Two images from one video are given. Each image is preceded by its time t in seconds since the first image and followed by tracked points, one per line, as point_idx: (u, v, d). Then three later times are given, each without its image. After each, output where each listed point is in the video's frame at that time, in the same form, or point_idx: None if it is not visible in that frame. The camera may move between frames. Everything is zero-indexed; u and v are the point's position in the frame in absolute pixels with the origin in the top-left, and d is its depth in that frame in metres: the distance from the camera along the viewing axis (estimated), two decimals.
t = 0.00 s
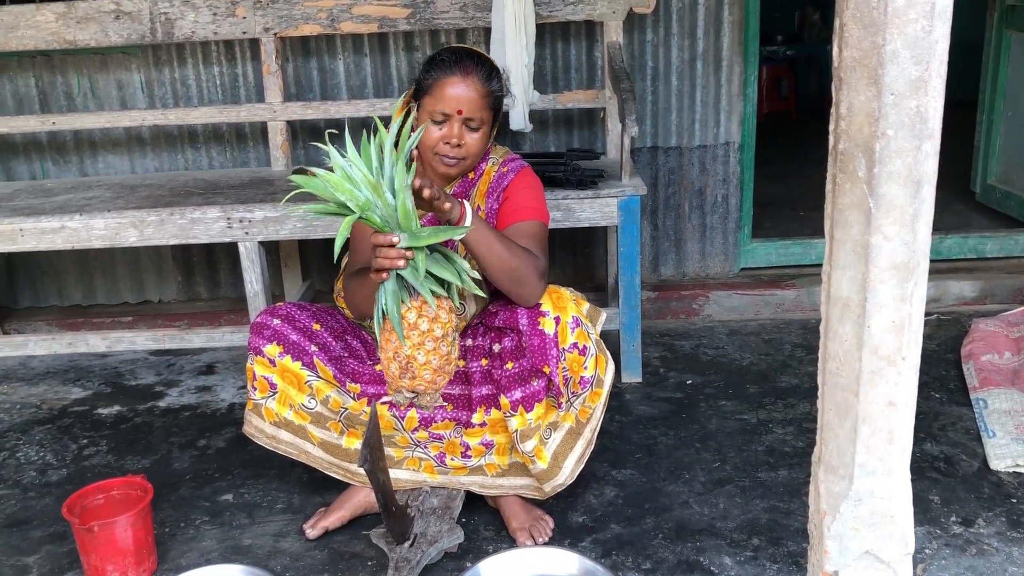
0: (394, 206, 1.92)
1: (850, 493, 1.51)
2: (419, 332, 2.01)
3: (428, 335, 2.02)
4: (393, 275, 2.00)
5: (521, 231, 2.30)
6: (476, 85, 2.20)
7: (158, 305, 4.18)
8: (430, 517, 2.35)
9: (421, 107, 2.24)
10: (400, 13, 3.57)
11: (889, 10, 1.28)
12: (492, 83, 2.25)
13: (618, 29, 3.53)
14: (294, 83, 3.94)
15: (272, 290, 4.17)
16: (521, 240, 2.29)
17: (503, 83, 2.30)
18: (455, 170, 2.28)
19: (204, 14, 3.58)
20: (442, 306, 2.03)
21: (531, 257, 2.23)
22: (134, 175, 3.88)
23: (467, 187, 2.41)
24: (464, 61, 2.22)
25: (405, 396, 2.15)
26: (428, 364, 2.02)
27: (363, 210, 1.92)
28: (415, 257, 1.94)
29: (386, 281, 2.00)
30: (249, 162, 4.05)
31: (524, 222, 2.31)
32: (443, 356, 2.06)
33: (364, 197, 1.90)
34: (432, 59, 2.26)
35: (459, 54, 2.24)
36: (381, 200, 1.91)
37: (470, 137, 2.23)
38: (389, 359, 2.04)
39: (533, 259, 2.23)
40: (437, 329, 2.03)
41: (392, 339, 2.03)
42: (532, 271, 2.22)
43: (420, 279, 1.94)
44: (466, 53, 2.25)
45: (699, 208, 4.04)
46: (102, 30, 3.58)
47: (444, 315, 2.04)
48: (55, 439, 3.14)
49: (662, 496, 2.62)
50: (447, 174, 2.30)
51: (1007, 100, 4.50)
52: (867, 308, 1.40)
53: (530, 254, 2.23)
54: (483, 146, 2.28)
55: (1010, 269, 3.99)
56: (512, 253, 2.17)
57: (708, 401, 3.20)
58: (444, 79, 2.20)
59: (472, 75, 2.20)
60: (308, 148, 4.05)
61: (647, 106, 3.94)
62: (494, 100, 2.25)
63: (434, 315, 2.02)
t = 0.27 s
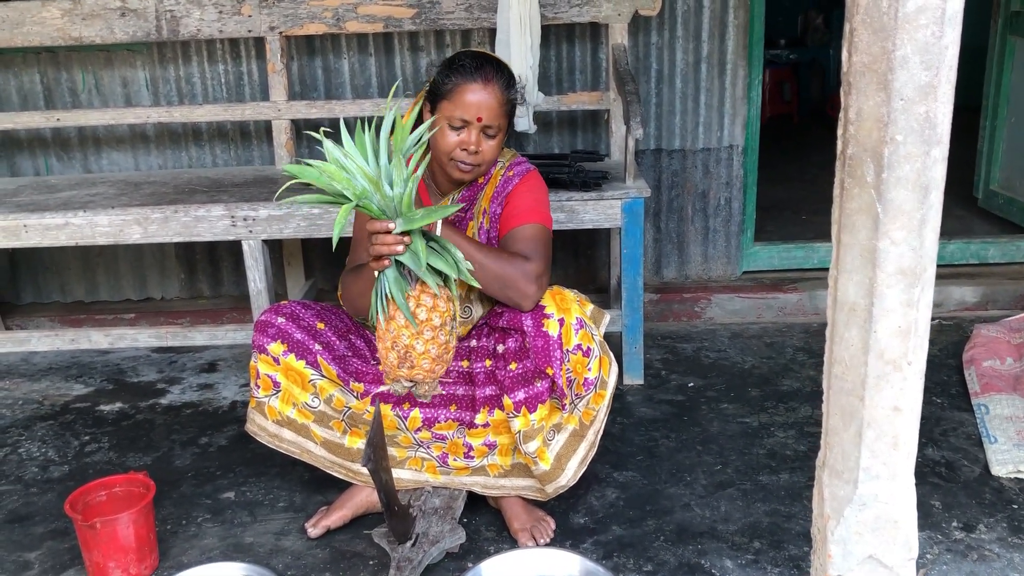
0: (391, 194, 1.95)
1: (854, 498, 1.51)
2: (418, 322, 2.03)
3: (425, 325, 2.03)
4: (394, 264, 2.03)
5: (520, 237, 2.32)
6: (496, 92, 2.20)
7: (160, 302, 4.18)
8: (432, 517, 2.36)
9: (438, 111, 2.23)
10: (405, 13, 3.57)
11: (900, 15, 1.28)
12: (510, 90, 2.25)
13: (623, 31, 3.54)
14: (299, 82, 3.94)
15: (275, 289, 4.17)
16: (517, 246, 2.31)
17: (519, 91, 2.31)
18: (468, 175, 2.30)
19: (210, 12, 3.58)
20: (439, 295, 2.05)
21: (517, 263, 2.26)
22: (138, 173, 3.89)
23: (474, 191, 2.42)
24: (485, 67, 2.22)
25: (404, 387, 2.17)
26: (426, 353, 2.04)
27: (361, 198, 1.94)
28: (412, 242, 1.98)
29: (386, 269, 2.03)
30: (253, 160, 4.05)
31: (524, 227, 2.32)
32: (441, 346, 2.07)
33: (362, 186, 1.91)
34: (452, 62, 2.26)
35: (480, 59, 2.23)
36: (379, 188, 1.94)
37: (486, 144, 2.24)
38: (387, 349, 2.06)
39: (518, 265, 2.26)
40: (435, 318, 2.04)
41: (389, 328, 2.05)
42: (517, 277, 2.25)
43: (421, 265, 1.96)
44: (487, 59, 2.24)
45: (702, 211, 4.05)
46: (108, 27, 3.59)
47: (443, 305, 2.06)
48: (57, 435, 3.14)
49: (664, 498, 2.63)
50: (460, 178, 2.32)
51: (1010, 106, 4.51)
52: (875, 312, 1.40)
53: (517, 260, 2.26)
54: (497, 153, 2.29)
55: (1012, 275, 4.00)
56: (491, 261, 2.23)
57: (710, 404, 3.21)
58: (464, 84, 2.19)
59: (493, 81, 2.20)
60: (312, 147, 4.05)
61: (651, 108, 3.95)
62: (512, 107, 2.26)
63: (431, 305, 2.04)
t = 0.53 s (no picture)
0: (378, 161, 1.94)
1: (858, 500, 1.50)
2: (408, 293, 2.04)
3: (416, 295, 2.04)
4: (383, 232, 2.02)
5: (521, 238, 2.30)
6: (501, 95, 2.18)
7: (159, 301, 4.17)
8: (432, 518, 2.35)
9: (442, 111, 2.22)
10: (407, 11, 3.56)
11: (908, 15, 1.27)
12: (515, 91, 2.23)
13: (626, 31, 3.53)
14: (300, 80, 3.93)
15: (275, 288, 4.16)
16: (518, 248, 2.29)
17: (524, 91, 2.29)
18: (471, 176, 2.29)
19: (211, 10, 3.57)
20: (429, 263, 2.05)
21: (515, 266, 2.23)
22: (138, 170, 3.87)
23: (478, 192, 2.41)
24: (490, 68, 2.20)
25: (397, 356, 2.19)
26: (418, 324, 2.06)
27: (347, 166, 1.93)
28: (400, 208, 1.97)
29: (375, 238, 2.02)
30: (254, 158, 4.04)
31: (525, 228, 2.30)
32: (433, 315, 2.09)
33: (348, 152, 1.90)
34: (457, 62, 2.23)
35: (486, 60, 2.21)
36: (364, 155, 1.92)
37: (490, 146, 2.23)
38: (379, 320, 2.09)
39: (516, 267, 2.23)
40: (426, 287, 2.05)
41: (380, 300, 2.06)
42: (515, 280, 2.23)
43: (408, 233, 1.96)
44: (492, 60, 2.22)
45: (704, 212, 4.04)
46: (108, 23, 3.58)
47: (433, 273, 2.06)
48: (55, 433, 3.13)
49: (664, 500, 2.62)
50: (463, 178, 2.31)
51: (1013, 108, 4.50)
52: (881, 313, 1.39)
53: (515, 262, 2.24)
54: (501, 154, 2.28)
55: (1013, 278, 3.99)
56: (488, 264, 2.21)
57: (711, 406, 3.19)
58: (469, 86, 2.17)
59: (497, 83, 2.19)
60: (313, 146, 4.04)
61: (653, 109, 3.94)
62: (516, 109, 2.24)
63: (422, 274, 2.04)
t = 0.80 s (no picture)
0: (358, 138, 1.94)
1: (858, 500, 1.51)
2: (392, 271, 2.02)
3: (400, 273, 2.03)
4: (365, 210, 2.00)
5: (522, 239, 2.30)
6: (499, 97, 2.19)
7: (160, 303, 4.17)
8: (433, 519, 2.35)
9: (440, 113, 2.23)
10: (406, 13, 3.57)
11: (906, 14, 1.28)
12: (513, 93, 2.23)
13: (625, 32, 3.53)
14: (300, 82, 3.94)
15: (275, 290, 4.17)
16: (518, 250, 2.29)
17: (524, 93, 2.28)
18: (469, 177, 2.30)
19: (210, 12, 3.57)
20: (413, 241, 2.03)
21: (517, 266, 2.24)
22: (138, 173, 3.88)
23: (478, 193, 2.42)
24: (488, 70, 2.20)
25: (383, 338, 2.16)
26: (402, 302, 2.04)
27: (328, 145, 1.93)
28: (382, 184, 1.95)
29: (357, 216, 2.01)
30: (254, 160, 4.05)
31: (526, 229, 2.30)
32: (417, 294, 2.07)
33: (328, 131, 1.90)
34: (456, 63, 2.24)
35: (484, 62, 2.22)
36: (344, 134, 1.92)
37: (487, 148, 2.24)
38: (363, 300, 2.07)
39: (518, 267, 2.24)
40: (410, 265, 2.03)
41: (364, 279, 2.04)
42: (517, 281, 2.24)
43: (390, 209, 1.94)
44: (492, 62, 2.23)
45: (703, 212, 4.04)
46: (108, 27, 3.58)
47: (417, 251, 2.05)
48: (56, 436, 3.13)
49: (665, 500, 2.62)
50: (461, 179, 2.32)
51: (1011, 108, 4.51)
52: (880, 313, 1.40)
53: (516, 263, 2.24)
54: (499, 156, 2.29)
55: (1012, 277, 3.99)
56: (490, 265, 2.22)
57: (711, 406, 3.20)
58: (467, 87, 2.18)
59: (495, 85, 2.19)
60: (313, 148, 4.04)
61: (652, 109, 3.94)
62: (515, 111, 2.25)
63: (405, 252, 2.03)
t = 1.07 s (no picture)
0: (349, 144, 1.93)
1: (857, 502, 1.50)
2: (380, 277, 2.01)
3: (388, 280, 2.02)
4: (355, 214, 2.00)
5: (516, 241, 2.30)
6: (490, 97, 2.19)
7: (158, 311, 4.17)
8: (434, 524, 2.35)
9: (432, 115, 2.24)
10: (400, 18, 3.56)
11: (898, 15, 1.27)
12: (504, 94, 2.23)
13: (619, 34, 3.53)
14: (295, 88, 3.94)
15: (273, 296, 4.16)
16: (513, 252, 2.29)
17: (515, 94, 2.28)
18: (461, 179, 2.29)
19: (204, 20, 3.57)
20: (401, 248, 2.03)
21: (512, 267, 2.24)
22: (134, 181, 3.87)
23: (471, 196, 2.41)
24: (479, 71, 2.21)
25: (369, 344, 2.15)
26: (389, 308, 2.03)
27: (318, 150, 1.92)
28: (371, 190, 1.95)
29: (347, 220, 2.00)
30: (250, 167, 4.05)
31: (521, 231, 2.31)
32: (405, 300, 2.06)
33: (319, 135, 1.90)
34: (447, 65, 2.25)
35: (474, 63, 2.22)
36: (335, 139, 1.92)
37: (479, 148, 2.23)
38: (350, 305, 2.05)
39: (513, 269, 2.24)
40: (398, 272, 2.02)
41: (352, 283, 2.03)
42: (513, 283, 2.23)
43: (378, 215, 1.94)
44: (482, 63, 2.23)
45: (700, 212, 4.04)
46: (102, 35, 3.58)
47: (405, 258, 2.04)
48: (56, 446, 3.13)
49: (666, 502, 2.61)
50: (453, 181, 2.31)
51: (1008, 103, 4.50)
52: (876, 315, 1.39)
53: (512, 265, 2.24)
54: (491, 157, 2.28)
55: (1011, 273, 3.99)
56: (486, 267, 2.22)
57: (711, 407, 3.19)
58: (457, 88, 2.18)
59: (485, 85, 2.19)
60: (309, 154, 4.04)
61: (648, 110, 3.94)
62: (506, 113, 2.24)
63: (393, 259, 2.02)
